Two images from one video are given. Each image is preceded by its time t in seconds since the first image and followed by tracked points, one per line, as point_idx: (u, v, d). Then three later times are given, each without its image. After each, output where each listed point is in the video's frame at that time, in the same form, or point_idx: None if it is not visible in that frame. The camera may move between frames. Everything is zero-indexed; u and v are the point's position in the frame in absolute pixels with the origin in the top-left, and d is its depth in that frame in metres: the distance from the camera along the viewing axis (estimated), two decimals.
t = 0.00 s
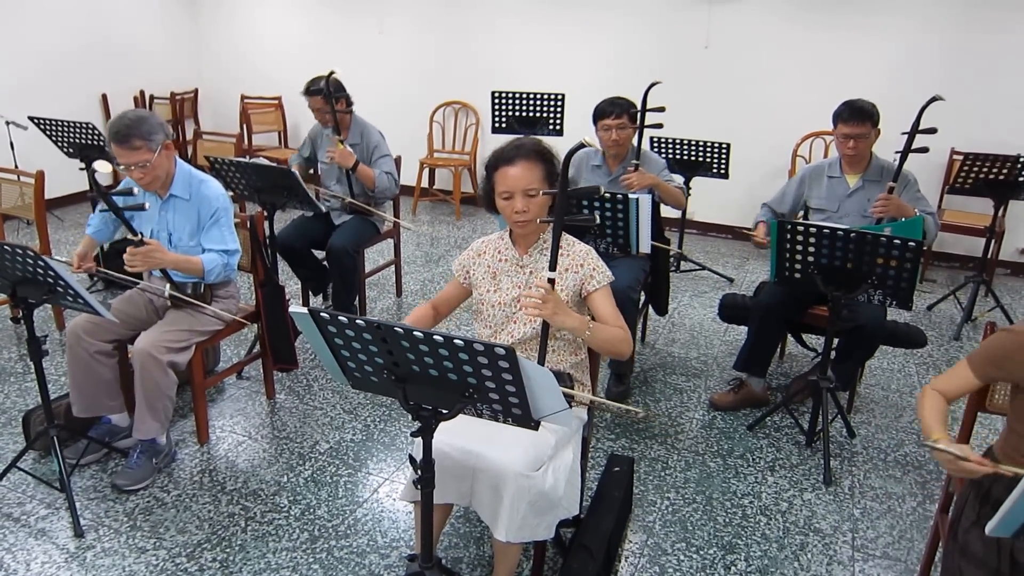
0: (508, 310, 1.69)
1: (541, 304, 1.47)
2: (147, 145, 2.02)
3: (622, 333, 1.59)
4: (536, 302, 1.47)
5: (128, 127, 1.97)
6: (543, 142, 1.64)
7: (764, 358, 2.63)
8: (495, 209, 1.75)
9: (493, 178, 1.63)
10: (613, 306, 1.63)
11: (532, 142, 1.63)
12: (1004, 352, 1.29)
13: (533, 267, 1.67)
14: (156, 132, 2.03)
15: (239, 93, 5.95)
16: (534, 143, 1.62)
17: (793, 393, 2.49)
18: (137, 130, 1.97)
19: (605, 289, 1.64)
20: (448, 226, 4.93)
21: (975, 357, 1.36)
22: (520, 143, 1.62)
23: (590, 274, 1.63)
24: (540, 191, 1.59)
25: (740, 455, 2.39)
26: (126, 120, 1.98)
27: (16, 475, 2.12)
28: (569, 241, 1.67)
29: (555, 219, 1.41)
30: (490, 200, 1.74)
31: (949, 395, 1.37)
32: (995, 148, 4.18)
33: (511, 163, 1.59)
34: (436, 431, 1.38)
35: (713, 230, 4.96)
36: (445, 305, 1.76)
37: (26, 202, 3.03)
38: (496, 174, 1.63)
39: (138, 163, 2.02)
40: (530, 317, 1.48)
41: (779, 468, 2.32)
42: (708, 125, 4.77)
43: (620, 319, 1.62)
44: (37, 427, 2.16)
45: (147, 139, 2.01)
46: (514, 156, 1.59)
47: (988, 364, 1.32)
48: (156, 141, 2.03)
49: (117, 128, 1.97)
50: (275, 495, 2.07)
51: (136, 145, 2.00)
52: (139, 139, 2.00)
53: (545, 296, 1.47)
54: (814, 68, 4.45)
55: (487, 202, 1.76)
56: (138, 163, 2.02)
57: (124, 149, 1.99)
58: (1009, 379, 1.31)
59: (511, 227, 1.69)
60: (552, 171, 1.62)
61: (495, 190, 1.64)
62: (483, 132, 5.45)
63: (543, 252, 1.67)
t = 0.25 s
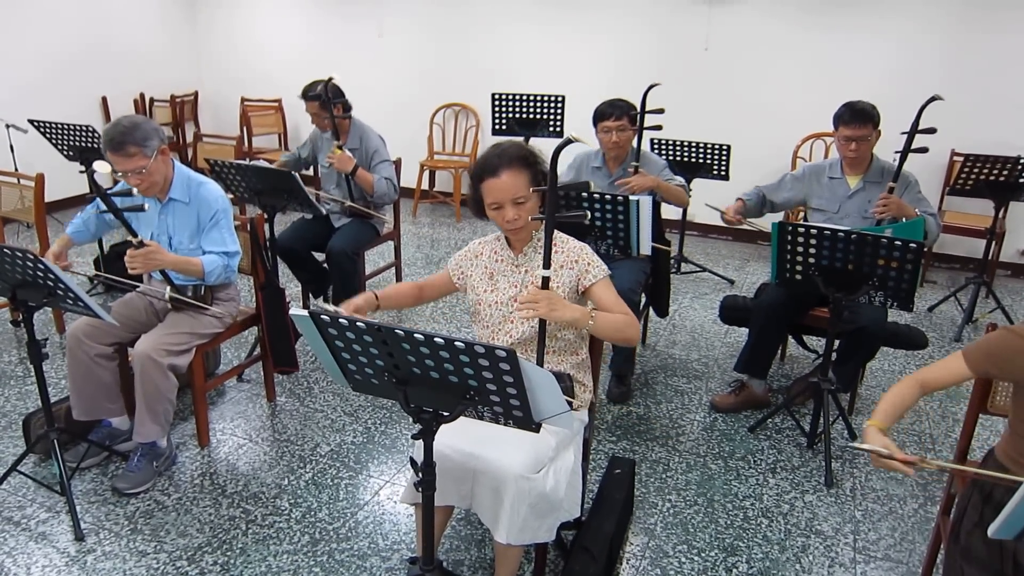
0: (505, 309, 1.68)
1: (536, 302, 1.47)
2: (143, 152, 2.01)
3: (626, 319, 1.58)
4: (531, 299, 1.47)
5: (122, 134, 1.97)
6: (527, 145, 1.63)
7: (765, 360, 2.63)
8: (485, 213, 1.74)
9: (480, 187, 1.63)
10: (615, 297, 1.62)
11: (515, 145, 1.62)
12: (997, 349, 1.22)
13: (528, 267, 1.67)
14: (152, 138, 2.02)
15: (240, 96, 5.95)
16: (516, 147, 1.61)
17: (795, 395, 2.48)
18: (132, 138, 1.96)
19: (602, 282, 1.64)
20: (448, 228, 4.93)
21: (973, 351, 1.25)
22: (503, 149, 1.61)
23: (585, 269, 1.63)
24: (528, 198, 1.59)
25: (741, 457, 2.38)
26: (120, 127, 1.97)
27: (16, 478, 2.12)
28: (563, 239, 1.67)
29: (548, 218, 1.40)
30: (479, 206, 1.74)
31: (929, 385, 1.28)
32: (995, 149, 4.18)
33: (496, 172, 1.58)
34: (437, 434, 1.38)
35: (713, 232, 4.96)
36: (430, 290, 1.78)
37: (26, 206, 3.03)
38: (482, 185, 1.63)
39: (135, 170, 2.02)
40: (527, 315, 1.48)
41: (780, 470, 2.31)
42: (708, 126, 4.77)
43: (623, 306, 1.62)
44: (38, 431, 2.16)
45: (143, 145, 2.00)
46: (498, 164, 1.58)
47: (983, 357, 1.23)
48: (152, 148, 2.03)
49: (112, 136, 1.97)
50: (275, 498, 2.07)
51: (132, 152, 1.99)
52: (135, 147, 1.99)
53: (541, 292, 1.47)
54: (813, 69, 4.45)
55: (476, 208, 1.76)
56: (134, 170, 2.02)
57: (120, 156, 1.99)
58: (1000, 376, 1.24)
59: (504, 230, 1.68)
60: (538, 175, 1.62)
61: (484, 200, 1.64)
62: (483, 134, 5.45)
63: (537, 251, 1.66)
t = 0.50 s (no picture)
0: (501, 308, 1.68)
1: (537, 301, 1.47)
2: (147, 148, 2.01)
3: (630, 314, 1.58)
4: (533, 299, 1.48)
5: (128, 130, 1.96)
6: (526, 147, 1.62)
7: (764, 362, 2.63)
8: (484, 214, 1.74)
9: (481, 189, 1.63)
10: (618, 293, 1.63)
11: (514, 147, 1.62)
12: (996, 355, 1.18)
13: (528, 268, 1.66)
14: (156, 136, 2.03)
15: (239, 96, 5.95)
16: (515, 150, 1.61)
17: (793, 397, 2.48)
18: (137, 134, 1.96)
19: (605, 280, 1.64)
20: (447, 229, 4.93)
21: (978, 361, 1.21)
22: (503, 151, 1.61)
23: (586, 269, 1.63)
24: (528, 199, 1.58)
25: (740, 458, 2.38)
26: (124, 123, 1.96)
27: (14, 479, 2.11)
28: (563, 240, 1.67)
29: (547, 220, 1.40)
30: (479, 206, 1.74)
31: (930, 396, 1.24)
32: (994, 151, 4.18)
33: (497, 174, 1.57)
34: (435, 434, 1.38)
35: (712, 233, 4.96)
36: (423, 282, 1.82)
37: (25, 206, 3.03)
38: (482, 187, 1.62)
39: (137, 166, 2.02)
40: (528, 316, 1.48)
41: (779, 472, 2.31)
42: (707, 128, 4.78)
43: (626, 301, 1.62)
44: (35, 431, 2.16)
45: (148, 142, 2.01)
46: (498, 167, 1.58)
47: (983, 366, 1.20)
48: (155, 145, 2.03)
49: (117, 131, 1.96)
50: (274, 498, 2.07)
51: (136, 148, 1.99)
52: (140, 143, 1.99)
53: (541, 292, 1.47)
54: (813, 71, 4.46)
55: (475, 208, 1.76)
56: (136, 165, 2.02)
57: (123, 152, 1.98)
58: (1006, 382, 1.20)
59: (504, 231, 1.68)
60: (538, 177, 1.62)
61: (484, 202, 1.64)
62: (483, 135, 5.45)
63: (537, 253, 1.66)
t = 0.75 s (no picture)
0: (505, 310, 1.68)
1: (536, 304, 1.47)
2: (148, 139, 2.02)
3: (631, 317, 1.58)
4: (532, 301, 1.48)
5: (132, 119, 1.99)
6: (535, 148, 1.62)
7: (761, 361, 2.63)
8: (490, 215, 1.74)
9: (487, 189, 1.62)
10: (620, 296, 1.63)
11: (523, 148, 1.62)
12: (1005, 358, 1.19)
13: (530, 270, 1.67)
14: (159, 129, 2.05)
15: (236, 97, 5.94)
16: (524, 151, 1.61)
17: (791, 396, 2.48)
18: (140, 123, 1.98)
19: (608, 283, 1.64)
20: (445, 229, 4.93)
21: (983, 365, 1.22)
22: (512, 150, 1.61)
23: (589, 273, 1.63)
24: (536, 200, 1.58)
25: (738, 456, 2.38)
26: (130, 114, 1.99)
27: (11, 481, 2.11)
28: (567, 243, 1.67)
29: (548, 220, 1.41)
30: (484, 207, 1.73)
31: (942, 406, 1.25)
32: (991, 150, 4.19)
33: (505, 174, 1.57)
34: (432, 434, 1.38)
35: (709, 233, 4.97)
36: (434, 288, 1.80)
37: (21, 207, 3.02)
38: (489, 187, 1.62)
39: (136, 155, 2.02)
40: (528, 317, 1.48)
41: (776, 470, 2.31)
42: (705, 127, 4.78)
43: (629, 305, 1.61)
44: (32, 433, 2.15)
45: (149, 133, 2.02)
46: (506, 167, 1.58)
47: (991, 367, 1.20)
48: (157, 137, 2.04)
49: (122, 118, 1.99)
50: (271, 499, 2.07)
51: (137, 137, 2.01)
52: (141, 133, 2.01)
53: (540, 293, 1.48)
54: (810, 70, 4.46)
55: (481, 208, 1.76)
56: (134, 155, 2.02)
57: (124, 140, 2.00)
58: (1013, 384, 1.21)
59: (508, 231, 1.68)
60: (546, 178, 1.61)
61: (490, 201, 1.63)
62: (480, 135, 5.45)
63: (540, 255, 1.66)
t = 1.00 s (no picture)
0: (504, 312, 1.68)
1: (533, 308, 1.47)
2: (148, 133, 2.04)
3: (627, 328, 1.58)
4: (529, 305, 1.48)
5: (134, 113, 2.02)
6: (546, 150, 1.62)
7: (757, 361, 2.63)
8: (496, 214, 1.73)
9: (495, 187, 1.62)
10: (618, 305, 1.62)
11: (535, 149, 1.62)
12: (1004, 355, 1.22)
13: (532, 273, 1.67)
14: (160, 125, 2.06)
15: (232, 97, 5.93)
16: (536, 152, 1.61)
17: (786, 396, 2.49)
18: (142, 116, 2.00)
19: (607, 292, 1.63)
20: (441, 230, 4.92)
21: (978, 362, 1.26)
22: (523, 151, 1.60)
23: (590, 280, 1.63)
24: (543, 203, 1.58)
25: (734, 456, 2.39)
26: (132, 108, 2.02)
27: (5, 483, 2.10)
28: (570, 248, 1.67)
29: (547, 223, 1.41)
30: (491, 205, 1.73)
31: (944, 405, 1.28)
32: (987, 149, 4.20)
33: (514, 174, 1.57)
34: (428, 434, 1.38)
35: (706, 233, 4.97)
36: (440, 295, 1.78)
37: (16, 208, 3.01)
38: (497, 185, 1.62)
39: (134, 147, 2.04)
40: (525, 321, 1.49)
41: (773, 470, 2.32)
42: (701, 128, 4.78)
43: (627, 317, 1.61)
44: (27, 435, 2.15)
45: (150, 127, 2.04)
46: (517, 167, 1.57)
47: (991, 365, 1.23)
48: (158, 132, 2.06)
49: (125, 111, 2.02)
50: (267, 500, 2.06)
51: (137, 130, 2.02)
52: (142, 126, 2.02)
53: (537, 298, 1.48)
54: (806, 70, 4.47)
55: (487, 206, 1.75)
56: (133, 147, 2.04)
57: (125, 132, 2.02)
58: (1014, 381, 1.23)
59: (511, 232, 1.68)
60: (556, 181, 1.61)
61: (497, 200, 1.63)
62: (477, 135, 5.45)
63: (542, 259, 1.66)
